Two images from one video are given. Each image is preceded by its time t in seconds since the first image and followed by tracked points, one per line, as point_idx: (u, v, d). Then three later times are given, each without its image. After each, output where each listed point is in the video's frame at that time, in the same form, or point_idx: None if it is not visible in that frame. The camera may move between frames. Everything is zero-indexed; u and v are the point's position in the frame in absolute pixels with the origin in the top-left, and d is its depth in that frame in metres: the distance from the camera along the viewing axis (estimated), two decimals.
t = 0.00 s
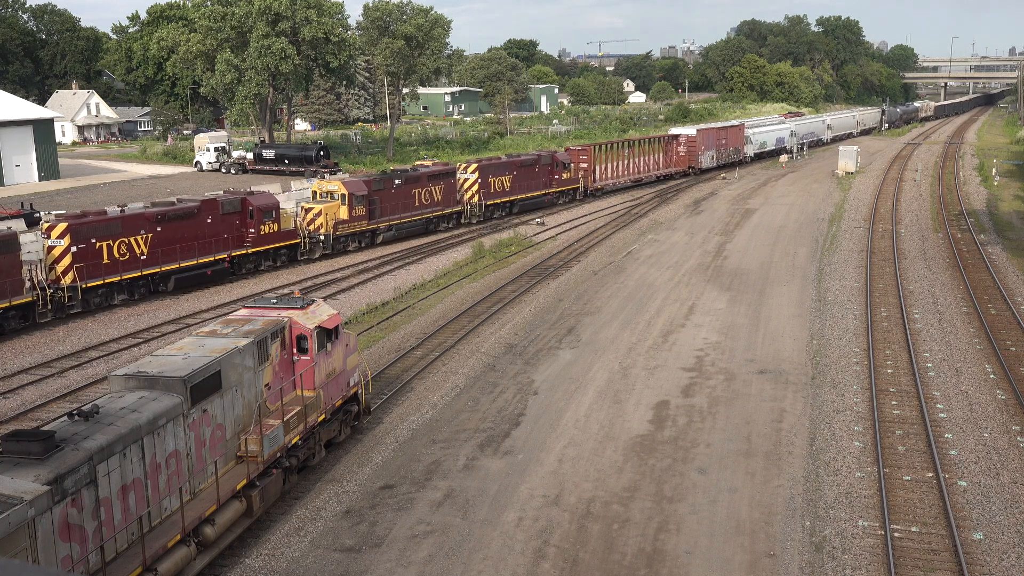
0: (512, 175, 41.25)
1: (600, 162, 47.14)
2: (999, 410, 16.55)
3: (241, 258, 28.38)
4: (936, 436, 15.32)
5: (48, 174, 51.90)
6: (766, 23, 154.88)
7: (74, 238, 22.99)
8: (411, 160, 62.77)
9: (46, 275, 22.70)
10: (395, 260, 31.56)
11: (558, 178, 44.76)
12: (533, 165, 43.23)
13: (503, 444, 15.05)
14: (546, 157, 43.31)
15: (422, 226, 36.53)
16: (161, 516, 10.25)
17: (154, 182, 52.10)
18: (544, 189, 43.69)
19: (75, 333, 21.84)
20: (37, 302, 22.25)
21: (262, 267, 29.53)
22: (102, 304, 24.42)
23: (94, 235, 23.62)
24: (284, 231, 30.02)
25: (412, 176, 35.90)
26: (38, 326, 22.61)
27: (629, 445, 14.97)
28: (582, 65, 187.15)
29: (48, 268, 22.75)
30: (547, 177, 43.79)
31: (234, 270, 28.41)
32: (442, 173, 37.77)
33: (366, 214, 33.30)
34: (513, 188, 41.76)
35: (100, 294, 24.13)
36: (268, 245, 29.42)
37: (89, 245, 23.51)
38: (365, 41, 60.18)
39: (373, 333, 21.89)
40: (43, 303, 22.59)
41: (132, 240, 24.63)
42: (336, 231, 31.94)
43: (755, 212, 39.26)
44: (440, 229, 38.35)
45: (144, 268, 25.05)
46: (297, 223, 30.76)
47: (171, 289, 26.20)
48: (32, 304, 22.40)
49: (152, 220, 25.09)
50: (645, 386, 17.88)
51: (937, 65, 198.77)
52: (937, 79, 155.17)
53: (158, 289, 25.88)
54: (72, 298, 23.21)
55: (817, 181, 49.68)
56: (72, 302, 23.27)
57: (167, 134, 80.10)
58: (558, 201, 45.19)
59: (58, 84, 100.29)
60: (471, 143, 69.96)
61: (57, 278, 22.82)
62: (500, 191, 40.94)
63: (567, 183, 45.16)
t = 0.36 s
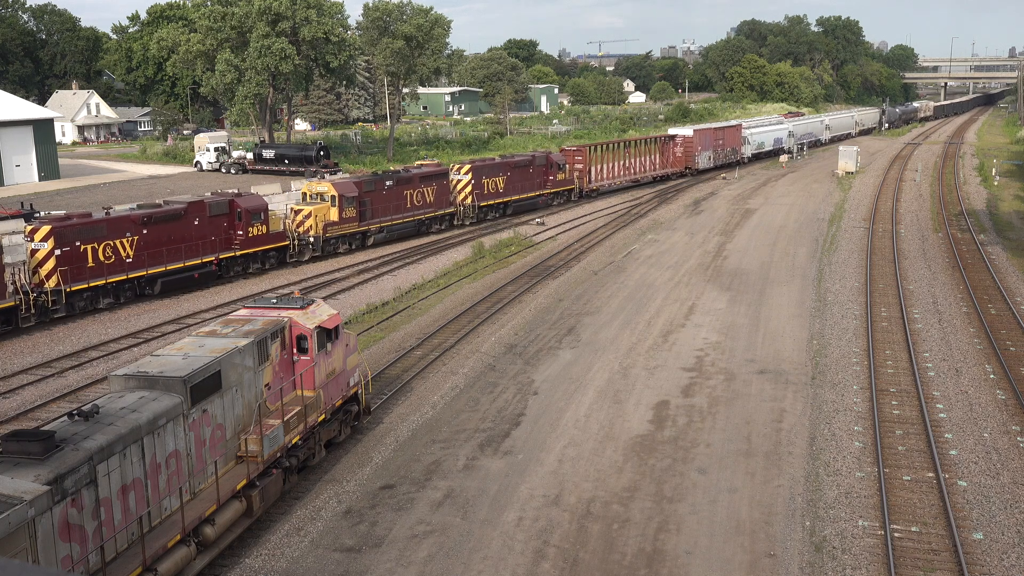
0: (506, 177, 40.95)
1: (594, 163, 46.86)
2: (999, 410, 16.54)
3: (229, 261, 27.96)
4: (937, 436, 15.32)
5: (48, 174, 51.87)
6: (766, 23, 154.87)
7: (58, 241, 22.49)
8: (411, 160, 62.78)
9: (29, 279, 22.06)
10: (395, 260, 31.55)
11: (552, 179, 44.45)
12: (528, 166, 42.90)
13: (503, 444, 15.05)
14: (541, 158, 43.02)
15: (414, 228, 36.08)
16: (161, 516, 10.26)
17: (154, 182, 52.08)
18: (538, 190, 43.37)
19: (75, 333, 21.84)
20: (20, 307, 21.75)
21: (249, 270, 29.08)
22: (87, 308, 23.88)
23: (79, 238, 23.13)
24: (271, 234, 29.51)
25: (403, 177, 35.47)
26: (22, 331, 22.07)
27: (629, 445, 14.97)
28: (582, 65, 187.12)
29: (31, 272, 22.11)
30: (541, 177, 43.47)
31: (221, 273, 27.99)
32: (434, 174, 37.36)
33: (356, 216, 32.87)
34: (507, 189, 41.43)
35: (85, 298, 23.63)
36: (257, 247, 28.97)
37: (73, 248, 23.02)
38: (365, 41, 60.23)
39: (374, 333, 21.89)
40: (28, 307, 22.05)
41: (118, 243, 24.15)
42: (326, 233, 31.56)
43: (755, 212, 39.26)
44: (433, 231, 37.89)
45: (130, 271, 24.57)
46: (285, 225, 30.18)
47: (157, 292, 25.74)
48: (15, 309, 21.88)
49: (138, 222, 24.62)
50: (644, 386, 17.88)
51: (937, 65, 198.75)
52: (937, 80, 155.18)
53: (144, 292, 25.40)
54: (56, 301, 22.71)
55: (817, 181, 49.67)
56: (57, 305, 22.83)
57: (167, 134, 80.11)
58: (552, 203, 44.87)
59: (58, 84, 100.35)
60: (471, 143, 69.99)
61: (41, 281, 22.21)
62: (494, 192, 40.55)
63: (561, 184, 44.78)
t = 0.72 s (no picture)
0: (500, 178, 40.34)
1: (589, 164, 46.65)
2: (999, 410, 16.55)
3: (217, 263, 27.50)
4: (936, 436, 15.33)
5: (48, 174, 51.87)
6: (765, 23, 154.87)
7: (42, 244, 22.11)
8: (411, 160, 62.79)
9: (12, 282, 21.86)
10: (395, 260, 31.57)
11: (547, 180, 44.09)
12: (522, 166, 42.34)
13: (503, 444, 15.05)
14: (535, 159, 42.54)
15: (405, 230, 35.73)
16: (161, 516, 10.26)
17: (154, 182, 52.08)
18: (532, 191, 42.98)
19: (75, 333, 21.86)
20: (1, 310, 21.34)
21: (238, 273, 28.59)
22: (72, 312, 23.40)
23: (63, 241, 22.73)
24: (260, 236, 28.97)
25: (395, 178, 35.20)
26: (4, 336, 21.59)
27: (629, 445, 14.97)
28: (582, 65, 187.04)
29: (14, 275, 21.88)
30: (535, 178, 43.10)
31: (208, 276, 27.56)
32: (426, 175, 37.13)
33: (347, 217, 32.59)
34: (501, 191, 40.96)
35: (70, 302, 23.15)
36: (245, 249, 28.45)
37: (58, 251, 22.63)
38: (365, 41, 60.27)
39: (374, 333, 21.89)
40: (10, 311, 21.64)
41: (104, 246, 23.77)
42: (316, 235, 31.23)
43: (755, 212, 39.26)
44: (425, 233, 37.55)
45: (116, 274, 24.14)
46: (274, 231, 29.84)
47: (143, 296, 25.28)
48: None
49: (124, 224, 24.24)
50: (645, 386, 17.88)
51: (937, 65, 198.85)
52: (937, 79, 155.22)
53: (130, 296, 24.95)
54: (39, 306, 22.22)
55: (817, 181, 49.66)
56: (40, 309, 22.30)
57: (167, 134, 80.12)
58: (547, 204, 44.58)
59: (57, 84, 100.41)
60: (471, 143, 70.01)
61: (24, 285, 21.86)
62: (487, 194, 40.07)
63: (556, 185, 44.38)
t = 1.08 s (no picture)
0: (494, 179, 40.15)
1: (585, 164, 46.34)
2: (999, 410, 16.54)
3: (205, 266, 27.13)
4: (937, 436, 15.32)
5: (48, 174, 51.86)
6: (765, 23, 154.87)
7: (25, 247, 21.77)
8: (411, 160, 62.77)
9: None
10: (395, 260, 31.56)
11: (541, 181, 43.64)
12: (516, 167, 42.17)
13: (503, 444, 15.05)
14: (529, 160, 42.36)
15: (396, 231, 35.31)
16: (161, 516, 10.26)
17: (154, 182, 52.08)
18: (526, 192, 42.61)
19: (76, 333, 21.90)
20: None
21: (226, 276, 28.23)
22: (56, 317, 23.08)
23: (46, 244, 22.41)
24: (248, 238, 28.59)
25: (386, 179, 34.73)
26: None
27: (629, 445, 14.97)
28: (582, 65, 186.97)
29: None
30: (530, 179, 42.76)
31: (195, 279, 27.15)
32: (418, 176, 36.65)
33: (337, 219, 32.05)
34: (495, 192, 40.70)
35: (54, 305, 22.84)
36: (232, 252, 28.03)
37: (41, 255, 22.30)
38: (365, 41, 60.28)
39: (374, 333, 21.89)
40: None
41: (88, 249, 23.43)
42: (305, 237, 30.67)
43: (755, 212, 39.26)
44: (417, 235, 37.11)
45: (101, 278, 23.78)
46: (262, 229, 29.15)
47: (129, 299, 24.87)
48: None
49: (109, 227, 23.91)
50: (644, 386, 17.88)
51: (937, 65, 198.82)
52: (937, 79, 155.20)
53: (116, 299, 24.61)
54: (22, 311, 21.90)
55: (817, 181, 49.66)
56: (22, 314, 22.01)
57: (167, 134, 80.13)
58: (541, 205, 44.16)
59: (58, 84, 100.44)
60: (471, 143, 69.99)
61: (6, 289, 21.52)
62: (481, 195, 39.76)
63: (550, 187, 43.96)
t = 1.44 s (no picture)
0: (487, 180, 39.88)
1: (580, 165, 46.10)
2: (999, 410, 16.55)
3: (191, 269, 26.66)
4: (937, 436, 15.32)
5: (48, 174, 51.88)
6: (766, 23, 154.86)
7: (6, 250, 21.30)
8: (411, 160, 62.78)
9: None
10: (395, 260, 31.58)
11: (536, 182, 43.41)
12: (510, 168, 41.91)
13: (503, 444, 15.05)
14: (523, 160, 42.11)
15: (387, 233, 35.01)
16: (161, 516, 10.26)
17: (154, 182, 52.05)
18: (520, 193, 42.38)
19: (73, 333, 21.82)
20: None
21: (213, 279, 27.83)
22: (39, 321, 22.56)
23: (30, 247, 21.95)
24: (236, 240, 28.18)
25: (377, 180, 34.36)
26: None
27: (629, 445, 14.97)
28: (582, 65, 186.92)
29: None
30: (524, 180, 42.49)
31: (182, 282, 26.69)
32: (411, 177, 36.33)
33: (326, 221, 31.63)
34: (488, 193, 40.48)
35: (38, 310, 22.36)
36: (220, 255, 27.57)
37: (24, 258, 21.83)
38: (365, 41, 60.32)
39: (374, 333, 21.90)
40: None
41: (72, 252, 22.98)
42: (295, 239, 30.19)
43: (755, 212, 39.26)
44: (408, 236, 36.79)
45: (85, 281, 23.34)
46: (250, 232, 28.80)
47: (115, 303, 24.51)
48: None
49: (94, 229, 23.48)
50: (645, 386, 17.89)
51: (937, 65, 198.77)
52: (937, 80, 155.22)
53: (100, 303, 24.18)
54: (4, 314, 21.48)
55: (818, 181, 49.66)
56: (5, 318, 21.55)
57: (167, 134, 80.11)
58: (536, 206, 43.87)
59: (57, 84, 100.44)
60: (471, 143, 70.01)
61: None
62: (474, 196, 39.51)
63: (544, 187, 43.70)
